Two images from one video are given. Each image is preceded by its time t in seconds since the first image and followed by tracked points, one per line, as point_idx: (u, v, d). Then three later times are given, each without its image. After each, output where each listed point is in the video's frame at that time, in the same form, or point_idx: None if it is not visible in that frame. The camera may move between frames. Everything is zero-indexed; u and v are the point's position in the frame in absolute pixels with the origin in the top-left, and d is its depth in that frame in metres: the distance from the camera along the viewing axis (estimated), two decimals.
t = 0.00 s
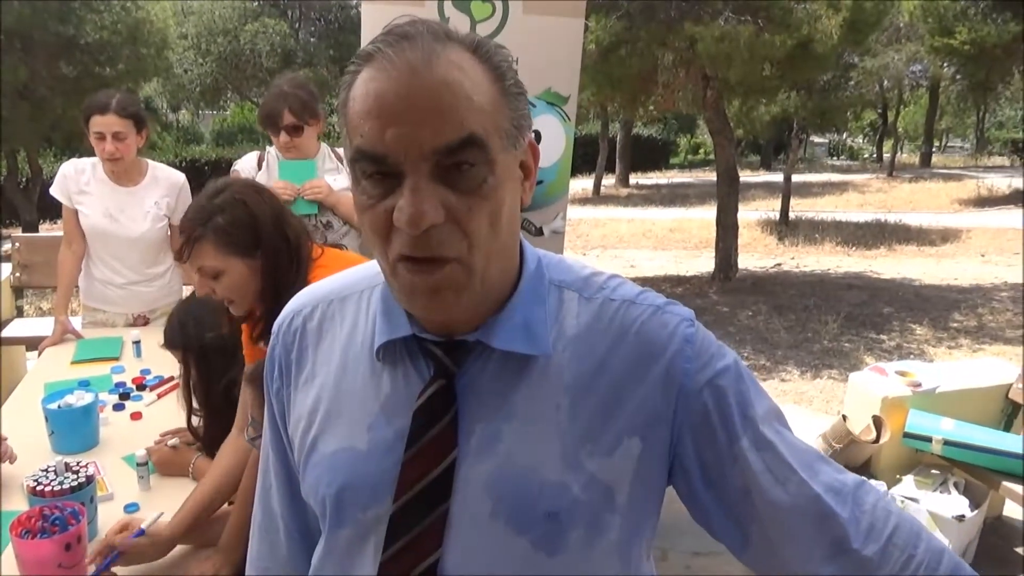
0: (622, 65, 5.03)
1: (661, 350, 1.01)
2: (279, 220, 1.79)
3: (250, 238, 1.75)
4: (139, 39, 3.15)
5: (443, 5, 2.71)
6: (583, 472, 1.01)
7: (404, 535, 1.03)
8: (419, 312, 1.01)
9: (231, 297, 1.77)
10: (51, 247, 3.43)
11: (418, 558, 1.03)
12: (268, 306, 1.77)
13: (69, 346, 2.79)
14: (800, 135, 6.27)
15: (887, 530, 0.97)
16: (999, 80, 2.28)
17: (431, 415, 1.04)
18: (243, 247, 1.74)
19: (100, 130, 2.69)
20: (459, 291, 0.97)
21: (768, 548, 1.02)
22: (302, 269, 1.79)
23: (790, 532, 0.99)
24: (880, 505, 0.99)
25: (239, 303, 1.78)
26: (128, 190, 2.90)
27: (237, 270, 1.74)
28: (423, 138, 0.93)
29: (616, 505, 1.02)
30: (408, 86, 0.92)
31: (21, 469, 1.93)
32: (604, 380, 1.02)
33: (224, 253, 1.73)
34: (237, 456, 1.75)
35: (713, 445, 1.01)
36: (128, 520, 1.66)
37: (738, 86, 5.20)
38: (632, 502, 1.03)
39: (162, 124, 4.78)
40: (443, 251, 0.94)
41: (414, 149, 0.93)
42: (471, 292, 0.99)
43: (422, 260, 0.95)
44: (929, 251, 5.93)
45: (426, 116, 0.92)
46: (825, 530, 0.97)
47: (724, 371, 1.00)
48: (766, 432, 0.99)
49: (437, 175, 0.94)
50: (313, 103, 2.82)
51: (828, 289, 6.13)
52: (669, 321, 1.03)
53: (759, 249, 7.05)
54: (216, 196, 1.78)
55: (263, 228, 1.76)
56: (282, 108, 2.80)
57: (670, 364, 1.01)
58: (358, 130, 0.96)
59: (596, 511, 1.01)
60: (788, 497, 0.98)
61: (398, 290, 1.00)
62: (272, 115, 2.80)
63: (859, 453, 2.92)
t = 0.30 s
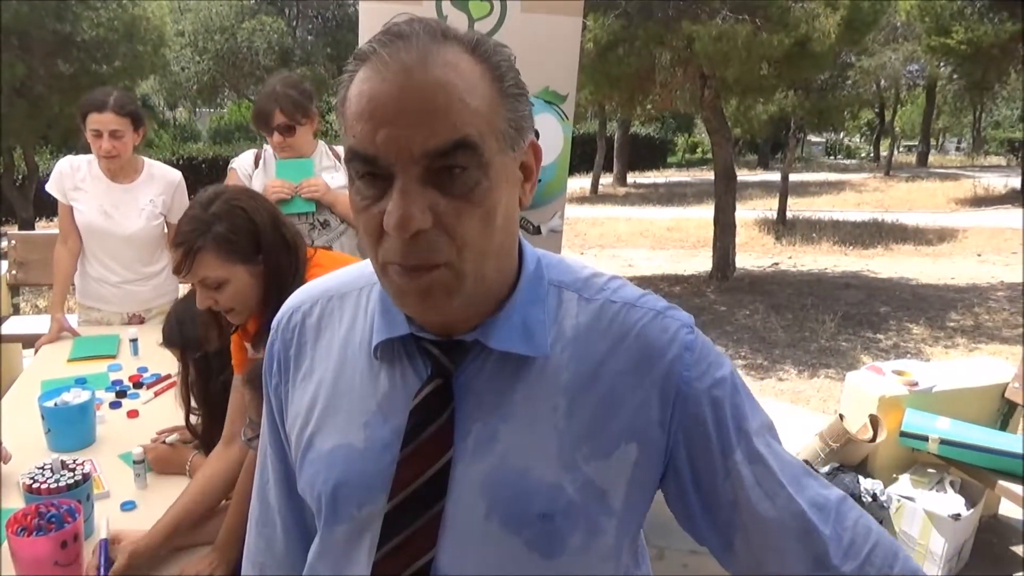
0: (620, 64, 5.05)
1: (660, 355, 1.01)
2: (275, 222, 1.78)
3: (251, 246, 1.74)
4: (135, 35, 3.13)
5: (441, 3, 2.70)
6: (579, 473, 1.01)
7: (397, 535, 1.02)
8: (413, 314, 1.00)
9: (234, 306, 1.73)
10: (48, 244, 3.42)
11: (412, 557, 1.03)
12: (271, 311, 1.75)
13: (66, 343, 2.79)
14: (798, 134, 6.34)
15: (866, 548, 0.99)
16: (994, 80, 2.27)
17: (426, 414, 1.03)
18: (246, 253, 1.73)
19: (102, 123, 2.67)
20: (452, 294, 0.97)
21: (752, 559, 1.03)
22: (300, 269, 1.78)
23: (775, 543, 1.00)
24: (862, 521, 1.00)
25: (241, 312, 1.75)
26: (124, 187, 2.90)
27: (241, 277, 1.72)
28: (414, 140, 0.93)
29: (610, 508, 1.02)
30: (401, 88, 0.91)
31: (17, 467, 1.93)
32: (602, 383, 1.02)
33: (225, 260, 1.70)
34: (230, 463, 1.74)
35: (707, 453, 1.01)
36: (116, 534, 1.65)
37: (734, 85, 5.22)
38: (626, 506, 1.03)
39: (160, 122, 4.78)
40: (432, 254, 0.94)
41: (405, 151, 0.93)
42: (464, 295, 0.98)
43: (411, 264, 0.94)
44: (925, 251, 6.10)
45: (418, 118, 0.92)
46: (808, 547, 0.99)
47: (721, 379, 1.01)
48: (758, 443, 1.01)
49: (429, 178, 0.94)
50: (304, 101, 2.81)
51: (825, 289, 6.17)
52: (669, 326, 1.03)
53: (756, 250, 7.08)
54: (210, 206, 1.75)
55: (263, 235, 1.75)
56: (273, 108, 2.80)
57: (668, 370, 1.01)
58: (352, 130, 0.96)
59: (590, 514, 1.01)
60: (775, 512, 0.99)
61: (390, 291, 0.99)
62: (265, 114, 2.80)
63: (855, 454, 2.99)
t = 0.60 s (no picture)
0: (620, 64, 5.06)
1: (663, 365, 1.02)
2: (276, 226, 1.79)
3: (254, 250, 1.74)
4: (135, 36, 3.13)
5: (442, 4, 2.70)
6: (579, 479, 1.01)
7: (396, 536, 1.02)
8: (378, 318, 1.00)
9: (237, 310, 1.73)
10: (49, 245, 3.42)
11: (412, 557, 1.03)
12: (274, 316, 1.75)
13: (68, 345, 2.79)
14: (799, 134, 6.36)
15: None
16: (995, 80, 2.27)
17: (426, 414, 1.04)
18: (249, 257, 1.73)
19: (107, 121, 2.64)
20: (412, 303, 0.95)
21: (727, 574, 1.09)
22: (299, 270, 1.79)
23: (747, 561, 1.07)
24: (827, 556, 1.09)
25: (244, 318, 1.75)
26: (124, 188, 2.90)
27: (245, 280, 1.71)
28: (373, 145, 0.91)
29: (608, 515, 1.03)
30: (367, 93, 0.91)
31: (19, 469, 1.92)
32: (604, 389, 1.02)
33: (230, 264, 1.70)
34: (224, 469, 1.74)
35: (697, 469, 1.04)
36: (110, 544, 1.62)
37: (734, 85, 5.23)
38: (621, 512, 1.05)
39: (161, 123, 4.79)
40: (389, 262, 0.93)
41: (365, 157, 0.92)
42: (426, 305, 0.96)
43: (372, 270, 0.94)
44: (926, 251, 6.17)
45: (380, 124, 0.91)
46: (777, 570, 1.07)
47: (716, 396, 1.03)
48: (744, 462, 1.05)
49: (392, 187, 0.92)
50: (304, 103, 2.81)
51: (826, 288, 6.19)
52: (674, 336, 1.03)
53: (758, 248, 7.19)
54: (209, 211, 1.74)
55: (265, 239, 1.75)
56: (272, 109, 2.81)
57: (671, 383, 1.02)
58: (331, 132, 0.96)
59: (587, 520, 1.01)
60: (749, 536, 1.06)
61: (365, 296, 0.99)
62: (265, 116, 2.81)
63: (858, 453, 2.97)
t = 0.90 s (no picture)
0: (623, 65, 5.11)
1: (668, 375, 1.03)
2: (281, 232, 1.79)
3: (262, 259, 1.74)
4: (137, 37, 3.13)
5: (443, 5, 2.69)
6: (581, 484, 1.01)
7: (402, 538, 1.03)
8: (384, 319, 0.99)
9: (251, 322, 1.73)
10: (53, 247, 3.43)
11: (416, 560, 1.03)
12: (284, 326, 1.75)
13: (72, 346, 2.80)
14: (803, 134, 6.39)
15: None
16: (998, 79, 2.26)
17: (432, 416, 1.04)
18: (258, 267, 1.73)
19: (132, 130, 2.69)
20: (416, 306, 0.95)
21: None
22: (305, 268, 1.83)
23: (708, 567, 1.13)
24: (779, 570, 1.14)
25: (253, 328, 1.74)
26: (130, 191, 2.89)
27: (256, 291, 1.71)
28: (378, 146, 0.91)
29: (607, 522, 1.03)
30: (371, 96, 0.91)
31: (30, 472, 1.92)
32: (611, 396, 1.02)
33: (240, 275, 1.70)
34: (217, 469, 1.73)
35: (686, 478, 1.07)
36: (114, 542, 1.63)
37: (736, 86, 5.24)
38: (619, 520, 1.05)
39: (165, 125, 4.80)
40: (395, 264, 0.93)
41: (369, 158, 0.92)
42: (429, 308, 0.96)
43: (377, 271, 0.94)
44: (928, 250, 6.04)
45: (385, 124, 0.91)
46: None
47: (709, 406, 1.06)
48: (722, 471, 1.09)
49: (395, 190, 0.92)
50: (307, 103, 2.82)
51: (829, 288, 6.26)
52: (680, 347, 1.04)
53: (760, 249, 7.18)
54: (213, 225, 1.73)
55: (273, 247, 1.76)
56: (276, 110, 2.81)
57: (674, 392, 1.03)
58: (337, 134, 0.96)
59: (588, 526, 1.01)
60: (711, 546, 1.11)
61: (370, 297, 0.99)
62: (267, 116, 2.80)
63: (861, 453, 2.96)
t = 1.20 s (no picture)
0: (624, 66, 5.10)
1: (670, 371, 1.02)
2: (285, 238, 1.79)
3: (268, 267, 1.74)
4: (139, 41, 3.13)
5: (445, 7, 2.69)
6: (583, 482, 1.01)
7: (403, 538, 1.02)
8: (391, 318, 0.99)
9: (259, 330, 1.74)
10: (56, 250, 3.44)
11: (417, 561, 1.03)
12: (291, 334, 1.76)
13: (76, 350, 2.80)
14: (805, 134, 6.39)
15: None
16: (1001, 78, 2.21)
17: (434, 415, 1.03)
18: (265, 275, 1.73)
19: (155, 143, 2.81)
20: (428, 304, 0.95)
21: None
22: (311, 274, 1.83)
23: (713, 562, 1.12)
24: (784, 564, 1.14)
25: (260, 335, 1.75)
26: (134, 195, 2.90)
27: (264, 300, 1.72)
28: (394, 145, 0.91)
29: (609, 520, 1.03)
30: (386, 95, 0.91)
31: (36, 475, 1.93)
32: (612, 393, 1.02)
33: (248, 284, 1.70)
34: (219, 473, 1.74)
35: (688, 474, 1.07)
36: (119, 547, 1.64)
37: (738, 86, 5.24)
38: (620, 517, 1.05)
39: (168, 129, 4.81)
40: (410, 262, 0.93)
41: (385, 157, 0.92)
42: (439, 306, 0.96)
43: (391, 270, 0.94)
44: (932, 250, 5.74)
45: (400, 124, 0.91)
46: None
47: (711, 402, 1.06)
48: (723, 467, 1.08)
49: (410, 188, 0.92)
50: (310, 105, 2.82)
51: (833, 289, 6.27)
52: (681, 343, 1.04)
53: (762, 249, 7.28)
54: (218, 236, 1.73)
55: (279, 257, 1.76)
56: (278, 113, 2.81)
57: (675, 389, 1.03)
58: (348, 134, 0.96)
59: (590, 523, 1.01)
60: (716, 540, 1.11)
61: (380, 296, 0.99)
62: (270, 120, 2.80)
63: (866, 454, 2.95)
